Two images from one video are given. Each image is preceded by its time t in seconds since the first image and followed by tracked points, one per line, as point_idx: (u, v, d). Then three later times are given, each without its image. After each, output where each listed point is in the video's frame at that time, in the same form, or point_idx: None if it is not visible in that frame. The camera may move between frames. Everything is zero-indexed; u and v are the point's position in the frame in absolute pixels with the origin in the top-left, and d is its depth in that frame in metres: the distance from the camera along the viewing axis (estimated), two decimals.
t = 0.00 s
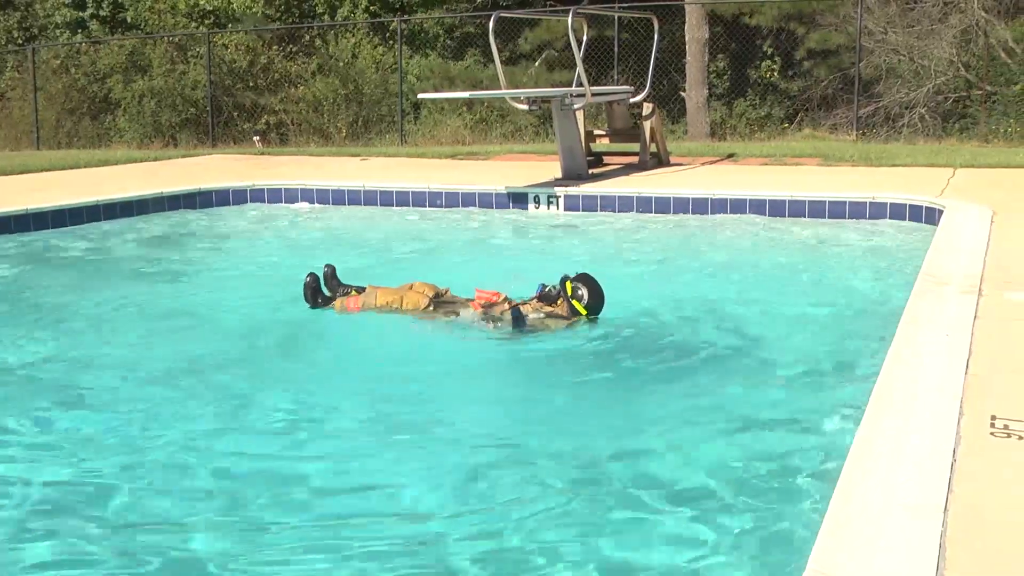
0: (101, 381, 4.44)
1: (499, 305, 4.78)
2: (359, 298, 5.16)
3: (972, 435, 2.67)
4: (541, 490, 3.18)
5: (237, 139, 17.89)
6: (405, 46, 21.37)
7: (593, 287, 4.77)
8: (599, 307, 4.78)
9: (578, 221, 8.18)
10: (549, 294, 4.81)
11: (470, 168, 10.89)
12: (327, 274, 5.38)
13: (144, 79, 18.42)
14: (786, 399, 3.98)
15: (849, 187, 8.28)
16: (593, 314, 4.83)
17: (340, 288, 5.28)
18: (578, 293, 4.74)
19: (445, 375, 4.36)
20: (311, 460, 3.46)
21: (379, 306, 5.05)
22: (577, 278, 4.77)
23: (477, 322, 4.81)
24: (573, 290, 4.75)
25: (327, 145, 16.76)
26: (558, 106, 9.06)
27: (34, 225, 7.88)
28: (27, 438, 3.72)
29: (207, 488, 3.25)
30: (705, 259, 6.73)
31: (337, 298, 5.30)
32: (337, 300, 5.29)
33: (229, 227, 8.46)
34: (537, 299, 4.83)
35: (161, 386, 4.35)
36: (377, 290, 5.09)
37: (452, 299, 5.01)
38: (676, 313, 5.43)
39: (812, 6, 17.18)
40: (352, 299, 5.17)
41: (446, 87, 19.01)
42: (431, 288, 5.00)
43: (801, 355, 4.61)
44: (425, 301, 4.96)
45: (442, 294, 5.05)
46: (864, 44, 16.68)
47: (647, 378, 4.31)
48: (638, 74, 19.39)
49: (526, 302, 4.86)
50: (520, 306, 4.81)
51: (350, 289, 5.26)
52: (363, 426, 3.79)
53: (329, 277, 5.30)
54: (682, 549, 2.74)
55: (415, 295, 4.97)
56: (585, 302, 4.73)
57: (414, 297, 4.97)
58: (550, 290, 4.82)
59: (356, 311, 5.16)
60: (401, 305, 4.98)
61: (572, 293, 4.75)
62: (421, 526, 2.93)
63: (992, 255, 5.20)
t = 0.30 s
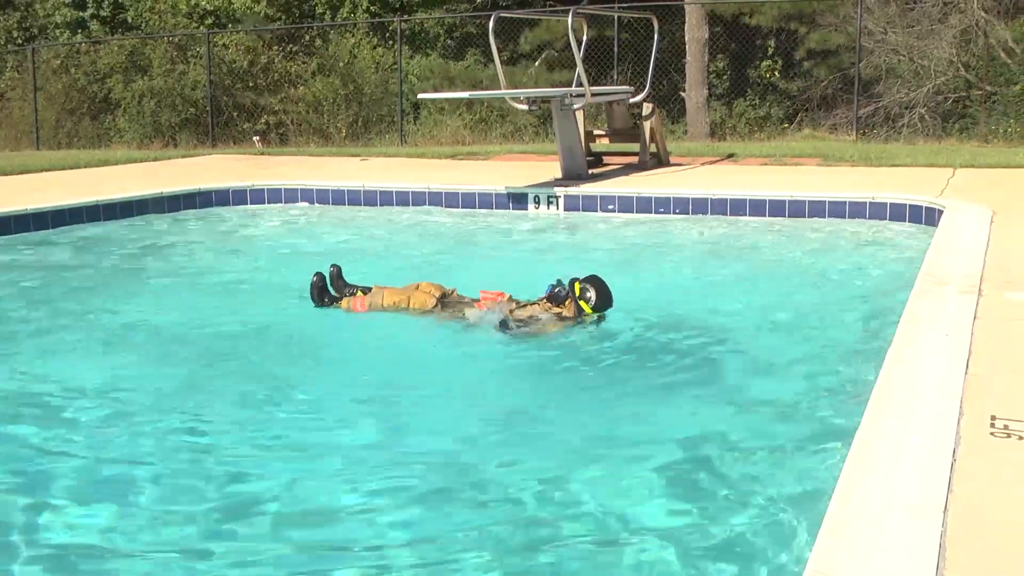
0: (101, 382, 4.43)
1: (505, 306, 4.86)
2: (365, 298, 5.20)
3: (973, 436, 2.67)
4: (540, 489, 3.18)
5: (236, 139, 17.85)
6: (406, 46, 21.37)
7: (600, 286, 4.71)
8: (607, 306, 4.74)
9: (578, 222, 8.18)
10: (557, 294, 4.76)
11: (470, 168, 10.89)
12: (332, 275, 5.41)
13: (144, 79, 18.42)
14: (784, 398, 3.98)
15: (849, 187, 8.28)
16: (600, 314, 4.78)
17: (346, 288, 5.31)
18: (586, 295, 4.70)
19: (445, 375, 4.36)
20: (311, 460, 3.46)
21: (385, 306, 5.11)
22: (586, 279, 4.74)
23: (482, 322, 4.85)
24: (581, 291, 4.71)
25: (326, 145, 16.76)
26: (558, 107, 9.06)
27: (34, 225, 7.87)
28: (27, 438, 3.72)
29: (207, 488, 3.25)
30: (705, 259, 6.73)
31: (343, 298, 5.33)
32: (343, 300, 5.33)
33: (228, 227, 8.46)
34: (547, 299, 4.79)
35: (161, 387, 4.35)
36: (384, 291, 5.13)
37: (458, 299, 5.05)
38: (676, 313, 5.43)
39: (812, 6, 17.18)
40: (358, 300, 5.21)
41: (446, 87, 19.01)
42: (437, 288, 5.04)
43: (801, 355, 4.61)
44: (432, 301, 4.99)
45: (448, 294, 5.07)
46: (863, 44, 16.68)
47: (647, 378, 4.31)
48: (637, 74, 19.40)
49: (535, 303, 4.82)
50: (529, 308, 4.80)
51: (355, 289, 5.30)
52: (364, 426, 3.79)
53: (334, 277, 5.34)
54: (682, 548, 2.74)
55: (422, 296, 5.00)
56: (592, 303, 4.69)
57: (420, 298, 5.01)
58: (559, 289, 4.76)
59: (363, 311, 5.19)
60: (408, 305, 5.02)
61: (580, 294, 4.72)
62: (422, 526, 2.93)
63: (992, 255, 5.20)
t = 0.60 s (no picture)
0: (101, 380, 4.45)
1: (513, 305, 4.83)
2: (371, 298, 5.22)
3: (970, 435, 2.69)
4: (540, 488, 3.19)
5: (236, 139, 17.81)
6: (405, 46, 21.39)
7: (609, 288, 4.77)
8: (613, 308, 4.81)
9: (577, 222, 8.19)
10: (563, 294, 4.81)
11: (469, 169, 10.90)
12: (336, 276, 5.44)
13: (144, 79, 18.41)
14: (784, 398, 3.99)
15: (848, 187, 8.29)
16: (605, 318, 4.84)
17: (351, 288, 5.33)
18: (595, 297, 4.76)
19: (444, 375, 4.37)
20: (312, 458, 3.48)
21: (391, 307, 5.11)
22: (594, 281, 4.79)
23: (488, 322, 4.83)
24: (590, 292, 4.76)
25: (326, 145, 16.78)
26: (557, 107, 9.07)
27: (33, 225, 7.89)
28: (28, 437, 3.73)
29: (209, 486, 3.26)
30: (704, 259, 6.74)
31: (348, 298, 5.35)
32: (348, 300, 5.35)
33: (227, 228, 8.47)
34: (553, 299, 4.83)
35: (162, 385, 4.36)
36: (389, 291, 5.16)
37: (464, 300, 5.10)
38: (675, 313, 5.43)
39: (811, 6, 17.20)
40: (364, 300, 5.23)
41: (445, 87, 19.02)
42: (443, 289, 5.09)
43: (800, 355, 4.61)
44: (438, 302, 5.04)
45: (454, 295, 5.13)
46: (862, 44, 16.70)
47: (647, 378, 4.31)
48: (637, 74, 19.41)
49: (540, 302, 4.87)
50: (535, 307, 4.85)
51: (361, 289, 5.31)
52: (364, 426, 3.80)
53: (339, 277, 5.36)
54: (682, 547, 2.75)
55: (429, 297, 5.05)
56: (600, 304, 4.74)
57: (427, 298, 5.05)
58: (567, 290, 4.79)
59: (369, 311, 5.20)
60: (414, 305, 5.05)
61: (588, 295, 4.77)
62: (422, 523, 2.94)
63: (990, 255, 5.21)
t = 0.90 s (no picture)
0: (94, 381, 4.43)
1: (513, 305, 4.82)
2: (371, 299, 5.17)
3: (965, 434, 2.68)
4: (535, 490, 3.16)
5: (230, 138, 17.74)
6: (400, 46, 21.35)
7: (611, 290, 4.70)
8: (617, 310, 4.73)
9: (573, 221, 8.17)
10: (566, 296, 4.76)
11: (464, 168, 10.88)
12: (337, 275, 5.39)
13: (138, 78, 18.35)
14: (779, 399, 3.96)
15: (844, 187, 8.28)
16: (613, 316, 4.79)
17: (352, 288, 5.29)
18: (597, 299, 4.71)
19: (438, 375, 4.35)
20: (305, 459, 3.46)
21: (392, 307, 5.08)
22: (596, 282, 4.73)
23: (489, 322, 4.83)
24: (592, 294, 4.71)
25: (321, 145, 16.76)
26: (552, 107, 9.06)
27: (26, 225, 7.85)
28: (20, 438, 3.71)
29: (202, 487, 3.24)
30: (699, 258, 6.73)
31: (348, 299, 5.31)
32: (349, 301, 5.31)
33: (221, 227, 8.44)
34: (555, 299, 4.78)
35: (155, 386, 4.34)
36: (389, 291, 5.12)
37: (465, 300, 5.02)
38: (670, 313, 5.42)
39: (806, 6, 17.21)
40: (365, 300, 5.18)
41: (440, 87, 18.98)
42: (444, 289, 5.03)
43: (795, 355, 4.59)
44: (438, 302, 4.99)
45: (455, 294, 5.07)
46: (857, 44, 16.70)
47: (643, 378, 4.28)
48: (632, 74, 19.39)
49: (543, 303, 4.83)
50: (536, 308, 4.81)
51: (361, 290, 5.27)
52: (357, 426, 3.78)
53: (340, 277, 5.31)
54: (677, 551, 2.72)
55: (429, 297, 5.00)
56: (603, 307, 4.69)
57: (427, 298, 5.00)
58: (568, 292, 4.75)
59: (370, 312, 5.15)
60: (414, 306, 5.02)
61: (591, 297, 4.73)
62: (415, 525, 2.92)
63: (986, 255, 5.20)
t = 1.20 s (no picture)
0: (92, 381, 4.45)
1: (515, 307, 4.85)
2: (374, 300, 5.20)
3: (959, 433, 2.72)
4: (533, 490, 3.19)
5: (226, 138, 17.76)
6: (396, 46, 21.37)
7: (615, 293, 4.70)
8: (620, 312, 4.74)
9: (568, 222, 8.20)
10: (568, 300, 4.78)
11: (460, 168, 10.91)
12: (339, 276, 5.41)
13: (134, 78, 18.34)
14: (776, 399, 3.99)
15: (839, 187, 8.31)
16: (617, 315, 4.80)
17: (355, 289, 5.31)
18: (602, 301, 4.69)
19: (435, 374, 4.38)
20: (305, 458, 3.49)
21: (395, 307, 5.11)
22: (600, 285, 4.71)
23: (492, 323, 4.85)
24: (596, 298, 4.69)
25: (317, 145, 16.79)
26: (548, 107, 9.09)
27: (21, 225, 7.86)
28: (19, 437, 3.73)
29: (201, 486, 3.27)
30: (694, 258, 6.76)
31: (350, 300, 5.32)
32: (351, 302, 5.32)
33: (218, 227, 8.46)
34: (557, 303, 4.79)
35: (152, 385, 4.36)
36: (392, 291, 5.15)
37: (469, 301, 5.06)
38: (666, 312, 5.45)
39: (801, 6, 17.25)
40: (368, 301, 5.21)
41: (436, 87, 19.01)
42: (447, 290, 5.07)
43: (790, 355, 4.62)
44: (441, 302, 5.03)
45: (458, 296, 5.10)
46: (852, 44, 16.74)
47: (640, 378, 4.31)
48: (627, 74, 19.43)
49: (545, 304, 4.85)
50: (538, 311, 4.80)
51: (364, 291, 5.29)
52: (354, 425, 3.81)
53: (343, 278, 5.33)
54: (674, 551, 2.75)
55: (432, 297, 5.04)
56: (609, 310, 4.69)
57: (430, 298, 5.05)
58: (572, 295, 4.77)
59: (372, 313, 5.18)
60: (418, 305, 5.06)
61: (596, 301, 4.71)
62: (413, 524, 2.95)
63: (980, 255, 5.23)
